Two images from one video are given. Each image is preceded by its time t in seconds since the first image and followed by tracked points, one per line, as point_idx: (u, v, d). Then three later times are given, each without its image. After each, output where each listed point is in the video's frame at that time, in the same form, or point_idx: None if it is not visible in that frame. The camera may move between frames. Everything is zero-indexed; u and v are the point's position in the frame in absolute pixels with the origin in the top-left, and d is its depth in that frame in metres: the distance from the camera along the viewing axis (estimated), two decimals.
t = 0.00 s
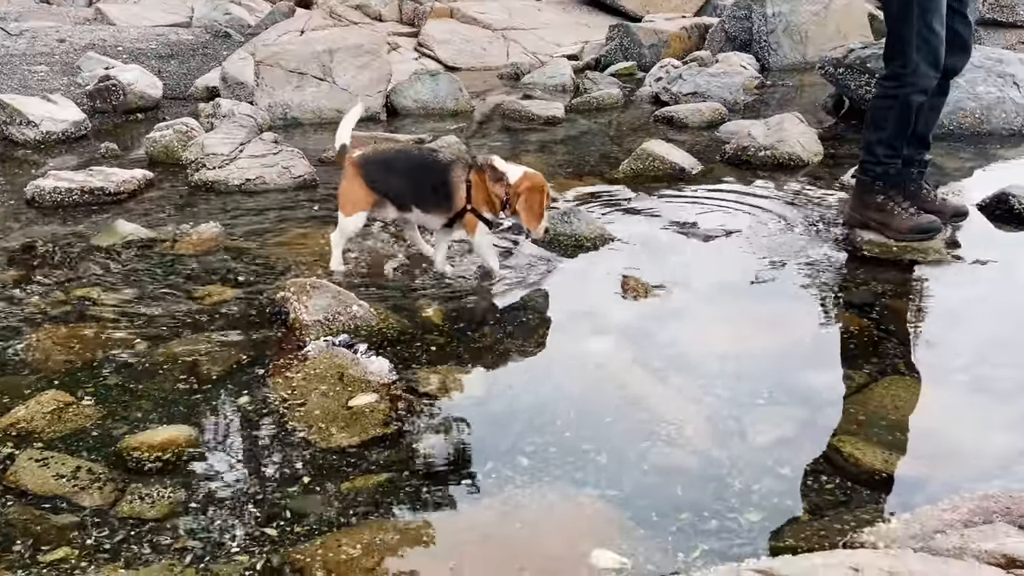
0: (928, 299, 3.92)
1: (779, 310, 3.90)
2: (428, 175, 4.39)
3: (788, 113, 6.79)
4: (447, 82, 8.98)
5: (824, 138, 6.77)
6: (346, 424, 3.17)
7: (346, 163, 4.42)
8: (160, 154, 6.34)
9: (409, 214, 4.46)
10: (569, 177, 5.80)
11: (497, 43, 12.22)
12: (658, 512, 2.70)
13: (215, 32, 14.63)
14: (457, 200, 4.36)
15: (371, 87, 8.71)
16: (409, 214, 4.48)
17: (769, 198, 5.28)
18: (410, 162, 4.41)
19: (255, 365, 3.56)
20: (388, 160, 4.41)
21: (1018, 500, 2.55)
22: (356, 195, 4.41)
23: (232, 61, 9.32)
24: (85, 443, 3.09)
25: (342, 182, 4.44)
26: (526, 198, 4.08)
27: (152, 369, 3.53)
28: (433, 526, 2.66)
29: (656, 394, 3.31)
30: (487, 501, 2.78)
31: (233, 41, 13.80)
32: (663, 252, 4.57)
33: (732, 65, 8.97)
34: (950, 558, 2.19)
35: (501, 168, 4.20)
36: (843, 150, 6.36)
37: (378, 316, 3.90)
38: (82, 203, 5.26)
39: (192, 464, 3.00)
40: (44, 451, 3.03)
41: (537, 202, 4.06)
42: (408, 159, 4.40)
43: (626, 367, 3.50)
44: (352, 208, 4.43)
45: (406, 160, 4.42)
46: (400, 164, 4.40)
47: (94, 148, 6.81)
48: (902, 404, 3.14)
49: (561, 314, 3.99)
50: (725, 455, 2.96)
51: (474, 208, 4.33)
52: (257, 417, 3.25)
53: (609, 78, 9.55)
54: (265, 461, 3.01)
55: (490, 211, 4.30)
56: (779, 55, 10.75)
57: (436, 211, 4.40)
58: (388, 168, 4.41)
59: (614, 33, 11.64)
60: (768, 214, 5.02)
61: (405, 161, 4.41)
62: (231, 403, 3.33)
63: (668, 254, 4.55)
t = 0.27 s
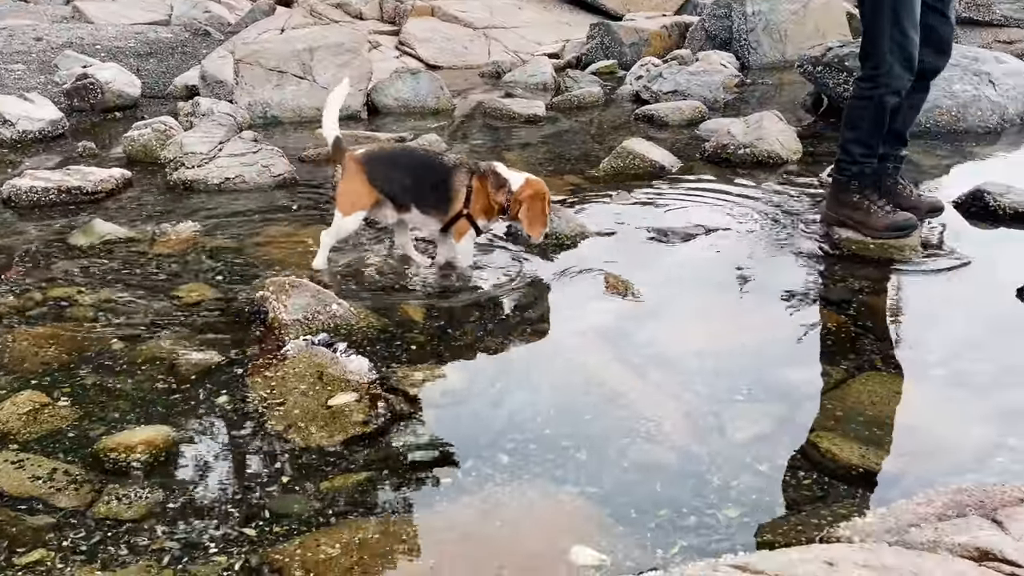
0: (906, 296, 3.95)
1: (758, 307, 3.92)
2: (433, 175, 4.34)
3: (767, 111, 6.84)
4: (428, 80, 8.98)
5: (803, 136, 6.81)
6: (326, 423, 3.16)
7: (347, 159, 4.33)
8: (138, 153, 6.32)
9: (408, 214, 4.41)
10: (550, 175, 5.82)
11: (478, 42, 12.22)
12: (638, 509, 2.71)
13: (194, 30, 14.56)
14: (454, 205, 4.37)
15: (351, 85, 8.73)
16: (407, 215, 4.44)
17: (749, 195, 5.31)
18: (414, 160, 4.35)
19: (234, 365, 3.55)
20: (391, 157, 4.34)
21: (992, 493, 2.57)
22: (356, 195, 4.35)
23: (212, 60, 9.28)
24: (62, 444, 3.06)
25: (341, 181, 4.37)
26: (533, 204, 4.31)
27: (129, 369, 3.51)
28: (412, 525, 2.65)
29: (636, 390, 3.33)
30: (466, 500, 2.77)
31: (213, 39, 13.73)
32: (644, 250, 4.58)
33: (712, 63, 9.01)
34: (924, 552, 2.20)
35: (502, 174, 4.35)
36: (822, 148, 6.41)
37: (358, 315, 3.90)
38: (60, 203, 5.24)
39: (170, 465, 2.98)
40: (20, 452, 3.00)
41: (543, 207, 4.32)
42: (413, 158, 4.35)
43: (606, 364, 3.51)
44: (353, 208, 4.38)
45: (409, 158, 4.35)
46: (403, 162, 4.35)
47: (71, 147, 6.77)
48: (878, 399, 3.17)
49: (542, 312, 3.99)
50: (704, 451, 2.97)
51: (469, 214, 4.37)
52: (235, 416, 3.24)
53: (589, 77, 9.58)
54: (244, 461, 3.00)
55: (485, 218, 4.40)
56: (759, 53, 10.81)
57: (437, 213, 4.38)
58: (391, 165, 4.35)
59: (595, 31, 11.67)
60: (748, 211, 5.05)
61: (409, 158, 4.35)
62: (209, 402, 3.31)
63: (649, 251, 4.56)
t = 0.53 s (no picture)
0: (888, 294, 3.98)
1: (742, 306, 3.95)
2: (429, 175, 4.45)
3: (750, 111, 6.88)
4: (412, 80, 8.98)
5: (786, 136, 6.86)
6: (310, 424, 3.15)
7: (343, 163, 4.44)
8: (120, 154, 6.29)
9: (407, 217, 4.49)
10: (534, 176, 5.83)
11: (463, 41, 12.22)
12: (622, 508, 2.72)
13: (178, 29, 14.49)
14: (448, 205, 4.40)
15: (336, 86, 8.73)
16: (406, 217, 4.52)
17: (733, 195, 5.34)
18: (411, 162, 4.48)
19: (217, 366, 3.54)
20: (389, 161, 4.48)
21: (972, 490, 2.58)
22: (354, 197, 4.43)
23: (195, 60, 9.24)
24: (43, 448, 3.04)
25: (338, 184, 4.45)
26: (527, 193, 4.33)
27: (112, 372, 3.49)
28: (396, 526, 2.65)
29: (620, 390, 3.34)
30: (451, 500, 2.77)
31: (196, 39, 13.68)
32: (629, 249, 4.60)
33: (696, 63, 9.05)
34: (904, 549, 2.22)
35: (492, 168, 4.31)
36: (805, 147, 6.45)
37: (342, 316, 3.90)
38: (42, 204, 5.21)
39: (153, 468, 2.96)
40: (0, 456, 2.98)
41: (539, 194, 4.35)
42: (410, 161, 4.48)
43: (590, 364, 3.52)
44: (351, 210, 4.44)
45: (407, 162, 4.50)
46: (401, 165, 4.47)
47: (53, 148, 6.73)
48: (860, 397, 3.19)
49: (527, 312, 3.99)
50: (688, 450, 2.98)
51: (464, 214, 4.38)
52: (219, 418, 3.22)
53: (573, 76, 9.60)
54: (227, 463, 2.98)
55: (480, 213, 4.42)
56: (742, 53, 10.87)
57: (432, 215, 4.45)
58: (390, 169, 4.48)
59: (580, 31, 11.69)
60: (732, 211, 5.08)
61: (406, 161, 4.48)
62: (193, 405, 3.29)
63: (634, 251, 4.58)
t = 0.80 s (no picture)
0: (874, 295, 4.00)
1: (729, 306, 3.96)
2: (423, 169, 4.61)
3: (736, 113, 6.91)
4: (399, 82, 8.98)
5: (772, 137, 6.90)
6: (297, 428, 3.14)
7: (337, 172, 4.52)
8: (106, 157, 6.27)
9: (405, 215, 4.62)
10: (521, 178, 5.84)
11: (450, 43, 12.23)
12: (609, 510, 2.72)
13: (163, 32, 14.46)
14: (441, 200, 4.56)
15: (323, 88, 8.74)
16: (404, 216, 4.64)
17: (720, 196, 5.36)
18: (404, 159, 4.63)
19: (203, 370, 3.52)
20: (383, 160, 4.60)
21: (956, 489, 2.58)
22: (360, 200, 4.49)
23: (181, 62, 9.22)
24: (27, 453, 3.02)
25: (340, 191, 4.51)
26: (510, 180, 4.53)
27: (96, 376, 3.48)
28: (384, 529, 2.64)
29: (607, 392, 3.34)
30: (438, 503, 2.76)
31: (182, 41, 13.63)
32: (616, 251, 4.61)
33: (683, 65, 9.09)
34: (887, 549, 2.23)
35: (476, 161, 4.52)
36: (791, 149, 6.49)
37: (328, 319, 3.90)
38: (26, 208, 5.20)
39: (138, 472, 2.94)
40: None
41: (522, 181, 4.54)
42: (401, 160, 4.62)
43: (578, 366, 3.52)
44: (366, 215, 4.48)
45: (399, 160, 4.64)
46: (395, 163, 4.59)
47: (37, 150, 6.69)
48: (845, 397, 3.21)
49: (514, 314, 3.99)
50: (675, 451, 2.98)
51: (455, 208, 4.54)
52: (205, 422, 3.21)
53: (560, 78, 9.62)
54: (212, 467, 2.97)
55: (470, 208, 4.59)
56: (729, 55, 10.92)
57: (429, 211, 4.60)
58: (384, 168, 4.59)
59: (566, 33, 11.73)
60: (719, 212, 5.10)
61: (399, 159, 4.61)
62: (178, 409, 3.28)
63: (622, 252, 4.59)
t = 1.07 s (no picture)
0: (863, 299, 4.02)
1: (719, 310, 3.98)
2: (426, 158, 4.78)
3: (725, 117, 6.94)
4: (390, 86, 8.98)
5: (761, 141, 6.93)
6: (288, 434, 3.14)
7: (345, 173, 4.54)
8: (95, 162, 6.26)
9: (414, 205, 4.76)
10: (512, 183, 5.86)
11: (440, 47, 12.25)
12: (601, 515, 2.72)
13: (152, 35, 14.43)
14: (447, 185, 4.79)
15: (313, 93, 8.76)
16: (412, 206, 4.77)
17: (710, 200, 5.39)
18: (408, 153, 4.75)
19: (194, 376, 3.52)
20: (388, 156, 4.69)
21: (944, 492, 2.60)
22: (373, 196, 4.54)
23: (170, 66, 9.20)
24: (16, 460, 3.00)
25: (349, 189, 4.53)
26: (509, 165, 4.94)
27: (86, 383, 3.46)
28: (376, 535, 2.63)
29: (598, 397, 3.35)
30: (430, 508, 2.76)
31: (172, 45, 13.61)
32: (608, 255, 4.63)
33: (673, 68, 9.12)
34: (877, 553, 2.24)
35: (480, 147, 4.86)
36: (780, 152, 6.52)
37: (319, 324, 3.90)
38: (15, 213, 5.19)
39: (128, 479, 2.92)
40: None
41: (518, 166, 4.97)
42: (403, 153, 4.73)
43: (569, 371, 3.53)
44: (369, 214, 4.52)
45: (400, 153, 4.75)
46: (402, 158, 4.70)
47: (26, 155, 6.67)
48: (834, 401, 3.23)
49: (506, 319, 4.00)
50: (665, 456, 2.99)
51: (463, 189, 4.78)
52: (195, 428, 3.20)
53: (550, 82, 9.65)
54: (203, 473, 2.95)
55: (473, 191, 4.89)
56: (718, 58, 10.97)
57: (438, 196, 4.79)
58: (389, 163, 4.68)
59: (556, 37, 11.76)
60: (709, 216, 5.12)
61: (404, 154, 4.73)
62: (169, 415, 3.27)
63: (613, 256, 4.61)
